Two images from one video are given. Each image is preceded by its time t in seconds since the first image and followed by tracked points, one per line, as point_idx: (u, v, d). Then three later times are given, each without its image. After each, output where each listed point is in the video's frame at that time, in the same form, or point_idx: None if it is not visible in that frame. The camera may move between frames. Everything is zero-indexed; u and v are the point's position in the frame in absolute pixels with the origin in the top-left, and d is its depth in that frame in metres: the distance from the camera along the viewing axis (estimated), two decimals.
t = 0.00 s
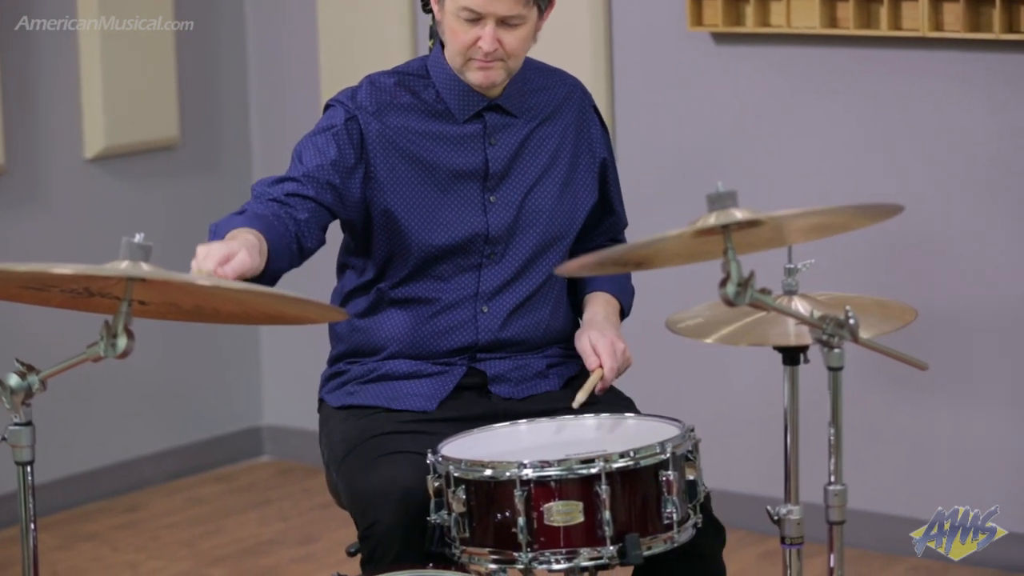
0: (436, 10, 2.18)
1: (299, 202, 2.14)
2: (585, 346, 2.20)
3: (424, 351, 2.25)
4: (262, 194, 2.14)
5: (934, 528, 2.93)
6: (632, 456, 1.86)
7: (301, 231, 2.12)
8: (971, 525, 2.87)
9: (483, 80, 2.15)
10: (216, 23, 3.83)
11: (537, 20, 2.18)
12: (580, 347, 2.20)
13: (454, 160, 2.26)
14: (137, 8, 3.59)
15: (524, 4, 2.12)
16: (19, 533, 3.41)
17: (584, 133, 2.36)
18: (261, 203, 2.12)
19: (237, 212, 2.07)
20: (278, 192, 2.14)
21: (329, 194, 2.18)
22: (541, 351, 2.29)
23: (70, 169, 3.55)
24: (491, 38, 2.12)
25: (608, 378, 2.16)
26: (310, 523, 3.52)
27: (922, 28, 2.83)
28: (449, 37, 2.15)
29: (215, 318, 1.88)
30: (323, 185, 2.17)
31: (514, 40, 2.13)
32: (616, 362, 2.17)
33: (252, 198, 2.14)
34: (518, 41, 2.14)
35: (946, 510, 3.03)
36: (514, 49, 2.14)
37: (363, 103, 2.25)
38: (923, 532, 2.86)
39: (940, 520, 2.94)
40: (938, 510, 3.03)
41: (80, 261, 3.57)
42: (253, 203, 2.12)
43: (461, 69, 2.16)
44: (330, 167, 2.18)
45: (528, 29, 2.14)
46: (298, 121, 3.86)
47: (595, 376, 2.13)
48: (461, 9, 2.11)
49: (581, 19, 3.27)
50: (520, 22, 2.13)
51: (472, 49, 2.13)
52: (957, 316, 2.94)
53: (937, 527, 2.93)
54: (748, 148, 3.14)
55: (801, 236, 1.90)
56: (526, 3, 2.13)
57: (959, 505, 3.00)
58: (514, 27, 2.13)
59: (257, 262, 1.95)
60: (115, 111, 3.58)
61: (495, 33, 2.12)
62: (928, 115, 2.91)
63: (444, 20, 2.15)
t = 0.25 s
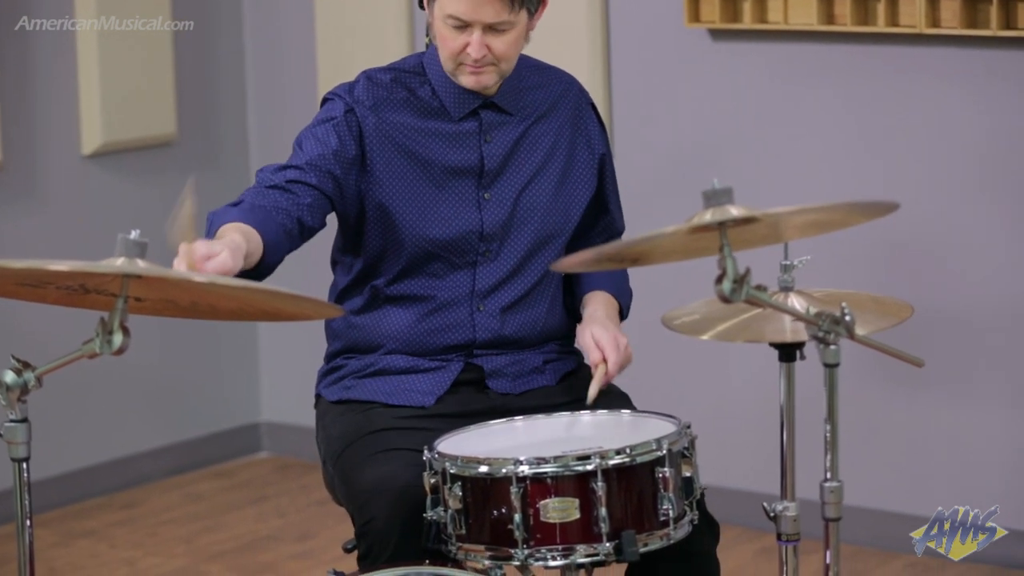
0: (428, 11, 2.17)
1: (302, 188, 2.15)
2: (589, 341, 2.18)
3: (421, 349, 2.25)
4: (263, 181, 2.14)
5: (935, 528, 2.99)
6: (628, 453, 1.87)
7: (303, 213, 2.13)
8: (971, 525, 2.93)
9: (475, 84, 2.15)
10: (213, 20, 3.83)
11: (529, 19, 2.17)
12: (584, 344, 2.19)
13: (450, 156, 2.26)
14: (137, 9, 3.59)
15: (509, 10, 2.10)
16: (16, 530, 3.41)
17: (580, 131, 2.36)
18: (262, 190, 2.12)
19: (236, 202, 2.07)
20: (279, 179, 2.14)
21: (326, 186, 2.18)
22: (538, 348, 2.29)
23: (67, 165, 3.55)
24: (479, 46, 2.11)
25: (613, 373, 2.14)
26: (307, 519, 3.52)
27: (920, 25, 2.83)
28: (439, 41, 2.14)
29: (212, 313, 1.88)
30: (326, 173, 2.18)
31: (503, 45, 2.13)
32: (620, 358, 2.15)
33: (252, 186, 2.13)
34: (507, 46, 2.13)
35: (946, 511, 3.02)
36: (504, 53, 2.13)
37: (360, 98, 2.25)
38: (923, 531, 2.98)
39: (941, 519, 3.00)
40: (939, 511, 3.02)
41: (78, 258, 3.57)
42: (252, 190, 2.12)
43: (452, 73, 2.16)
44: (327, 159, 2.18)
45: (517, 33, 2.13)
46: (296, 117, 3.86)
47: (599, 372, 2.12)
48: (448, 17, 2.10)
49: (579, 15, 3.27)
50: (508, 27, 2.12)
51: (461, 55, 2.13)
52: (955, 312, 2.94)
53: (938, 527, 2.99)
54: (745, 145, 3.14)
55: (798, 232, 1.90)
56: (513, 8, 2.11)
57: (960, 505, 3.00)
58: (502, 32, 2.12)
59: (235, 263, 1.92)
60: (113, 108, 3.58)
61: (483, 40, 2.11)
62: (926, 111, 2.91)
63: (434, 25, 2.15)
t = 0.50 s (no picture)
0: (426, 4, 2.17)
1: (298, 192, 2.14)
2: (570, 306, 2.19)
3: (419, 344, 2.25)
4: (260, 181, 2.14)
5: (935, 528, 3.01)
6: (626, 449, 1.87)
7: (299, 218, 2.12)
8: (971, 525, 2.96)
9: (476, 77, 2.16)
10: (213, 17, 3.83)
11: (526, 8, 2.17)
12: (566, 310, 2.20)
13: (451, 152, 2.26)
14: (137, 9, 3.60)
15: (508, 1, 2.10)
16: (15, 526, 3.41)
17: (580, 127, 2.36)
18: (259, 192, 2.11)
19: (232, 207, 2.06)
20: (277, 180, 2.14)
21: (325, 183, 2.18)
22: (536, 344, 2.30)
23: (67, 162, 3.55)
24: (478, 37, 2.12)
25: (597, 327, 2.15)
26: (307, 516, 3.52)
27: (919, 21, 2.82)
28: (439, 35, 2.15)
29: (209, 310, 1.88)
30: (322, 174, 2.17)
31: (503, 37, 2.13)
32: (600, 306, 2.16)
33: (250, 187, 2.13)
34: (507, 37, 2.13)
35: (945, 511, 3.02)
36: (503, 45, 2.14)
37: (360, 94, 2.24)
38: (923, 530, 3.02)
39: (942, 519, 3.02)
40: (939, 511, 3.02)
41: (77, 254, 3.57)
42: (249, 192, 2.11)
43: (453, 66, 2.16)
44: (327, 156, 2.18)
45: (517, 25, 2.13)
46: (296, 114, 3.86)
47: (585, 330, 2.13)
48: (446, 10, 2.10)
49: (578, 12, 3.27)
50: (507, 19, 2.12)
51: (460, 49, 2.13)
52: (954, 309, 2.94)
53: (938, 527, 3.01)
54: (744, 142, 3.14)
55: (795, 229, 1.90)
56: None
57: (960, 506, 3.00)
58: (501, 23, 2.12)
59: (246, 263, 1.93)
60: (112, 105, 3.58)
61: (482, 32, 2.11)
62: (925, 108, 2.91)
63: (432, 18, 2.15)
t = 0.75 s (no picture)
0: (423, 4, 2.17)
1: (298, 185, 2.14)
2: (565, 345, 2.20)
3: (417, 340, 2.25)
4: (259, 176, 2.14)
5: (935, 528, 2.99)
6: (625, 446, 1.87)
7: (300, 209, 2.12)
8: (971, 525, 2.95)
9: (472, 79, 2.15)
10: (213, 14, 3.83)
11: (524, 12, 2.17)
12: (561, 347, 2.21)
13: (448, 149, 2.25)
14: (137, 9, 3.59)
15: (506, 5, 2.10)
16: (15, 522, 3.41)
17: (578, 125, 2.36)
18: (260, 183, 2.11)
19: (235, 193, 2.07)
20: (276, 174, 2.14)
21: (323, 179, 2.17)
22: (534, 340, 2.29)
23: (66, 159, 3.55)
24: (475, 40, 2.11)
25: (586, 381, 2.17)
26: (307, 512, 3.52)
27: (919, 18, 2.82)
28: (436, 36, 2.14)
29: (207, 307, 1.88)
30: (321, 169, 2.17)
31: (500, 40, 2.13)
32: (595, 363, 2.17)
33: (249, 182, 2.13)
34: (504, 40, 2.13)
35: (945, 510, 3.02)
36: (500, 48, 2.13)
37: (358, 91, 2.24)
38: (923, 530, 3.00)
39: (941, 519, 3.01)
40: (939, 511, 3.02)
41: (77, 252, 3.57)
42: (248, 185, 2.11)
43: (449, 68, 2.16)
44: (325, 153, 2.18)
45: (514, 27, 2.13)
46: (295, 111, 3.86)
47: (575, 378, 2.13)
48: (443, 12, 2.10)
49: (578, 8, 3.26)
50: (505, 22, 2.12)
51: (457, 51, 2.13)
52: (953, 307, 2.94)
53: (937, 526, 3.00)
54: (744, 138, 3.14)
55: (794, 226, 1.90)
56: (509, 3, 2.11)
57: (959, 506, 3.00)
58: (499, 27, 2.12)
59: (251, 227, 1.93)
60: (112, 102, 3.57)
61: (478, 35, 2.11)
62: (925, 104, 2.91)
63: (430, 19, 2.14)
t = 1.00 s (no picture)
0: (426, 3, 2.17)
1: (301, 191, 2.15)
2: (576, 334, 2.22)
3: (417, 337, 2.25)
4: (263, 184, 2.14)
5: (936, 528, 3.01)
6: (625, 444, 1.86)
7: (304, 219, 2.12)
8: (971, 525, 2.96)
9: (475, 79, 2.16)
10: (213, 12, 3.83)
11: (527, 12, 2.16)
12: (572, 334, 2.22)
13: (453, 149, 2.25)
14: (136, 9, 3.59)
15: (507, 6, 2.09)
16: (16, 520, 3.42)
17: (582, 123, 2.36)
18: (264, 192, 2.12)
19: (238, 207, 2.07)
20: (280, 180, 2.14)
21: (328, 182, 2.18)
22: (535, 339, 2.29)
23: (68, 157, 3.55)
24: (477, 41, 2.11)
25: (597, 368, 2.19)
26: (308, 510, 3.52)
27: (920, 16, 2.82)
28: (439, 36, 2.14)
29: (207, 305, 1.88)
30: (326, 172, 2.17)
31: (502, 41, 2.12)
32: (607, 352, 2.19)
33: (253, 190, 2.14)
34: (506, 41, 2.13)
35: (945, 510, 3.02)
36: (502, 49, 2.13)
37: (362, 93, 2.24)
38: (923, 530, 3.03)
39: (941, 519, 3.03)
40: (939, 511, 3.03)
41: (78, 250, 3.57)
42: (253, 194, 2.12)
43: (452, 67, 2.16)
44: (330, 154, 2.18)
45: (516, 28, 2.13)
46: (296, 109, 3.86)
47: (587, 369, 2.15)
48: (445, 14, 2.10)
49: (579, 5, 3.26)
50: (506, 23, 2.11)
51: (460, 52, 2.13)
52: (954, 304, 2.94)
53: (938, 526, 3.02)
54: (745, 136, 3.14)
55: (794, 223, 1.90)
56: (510, 4, 2.10)
57: (959, 505, 3.00)
58: (500, 27, 2.12)
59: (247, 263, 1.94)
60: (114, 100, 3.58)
61: (480, 36, 2.11)
62: (926, 102, 2.90)
63: (433, 19, 2.14)
